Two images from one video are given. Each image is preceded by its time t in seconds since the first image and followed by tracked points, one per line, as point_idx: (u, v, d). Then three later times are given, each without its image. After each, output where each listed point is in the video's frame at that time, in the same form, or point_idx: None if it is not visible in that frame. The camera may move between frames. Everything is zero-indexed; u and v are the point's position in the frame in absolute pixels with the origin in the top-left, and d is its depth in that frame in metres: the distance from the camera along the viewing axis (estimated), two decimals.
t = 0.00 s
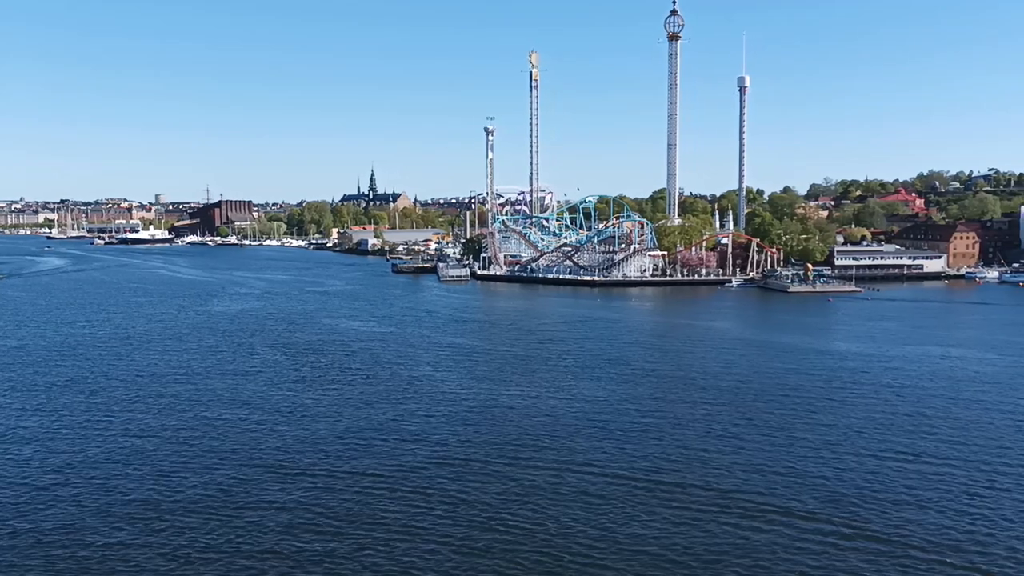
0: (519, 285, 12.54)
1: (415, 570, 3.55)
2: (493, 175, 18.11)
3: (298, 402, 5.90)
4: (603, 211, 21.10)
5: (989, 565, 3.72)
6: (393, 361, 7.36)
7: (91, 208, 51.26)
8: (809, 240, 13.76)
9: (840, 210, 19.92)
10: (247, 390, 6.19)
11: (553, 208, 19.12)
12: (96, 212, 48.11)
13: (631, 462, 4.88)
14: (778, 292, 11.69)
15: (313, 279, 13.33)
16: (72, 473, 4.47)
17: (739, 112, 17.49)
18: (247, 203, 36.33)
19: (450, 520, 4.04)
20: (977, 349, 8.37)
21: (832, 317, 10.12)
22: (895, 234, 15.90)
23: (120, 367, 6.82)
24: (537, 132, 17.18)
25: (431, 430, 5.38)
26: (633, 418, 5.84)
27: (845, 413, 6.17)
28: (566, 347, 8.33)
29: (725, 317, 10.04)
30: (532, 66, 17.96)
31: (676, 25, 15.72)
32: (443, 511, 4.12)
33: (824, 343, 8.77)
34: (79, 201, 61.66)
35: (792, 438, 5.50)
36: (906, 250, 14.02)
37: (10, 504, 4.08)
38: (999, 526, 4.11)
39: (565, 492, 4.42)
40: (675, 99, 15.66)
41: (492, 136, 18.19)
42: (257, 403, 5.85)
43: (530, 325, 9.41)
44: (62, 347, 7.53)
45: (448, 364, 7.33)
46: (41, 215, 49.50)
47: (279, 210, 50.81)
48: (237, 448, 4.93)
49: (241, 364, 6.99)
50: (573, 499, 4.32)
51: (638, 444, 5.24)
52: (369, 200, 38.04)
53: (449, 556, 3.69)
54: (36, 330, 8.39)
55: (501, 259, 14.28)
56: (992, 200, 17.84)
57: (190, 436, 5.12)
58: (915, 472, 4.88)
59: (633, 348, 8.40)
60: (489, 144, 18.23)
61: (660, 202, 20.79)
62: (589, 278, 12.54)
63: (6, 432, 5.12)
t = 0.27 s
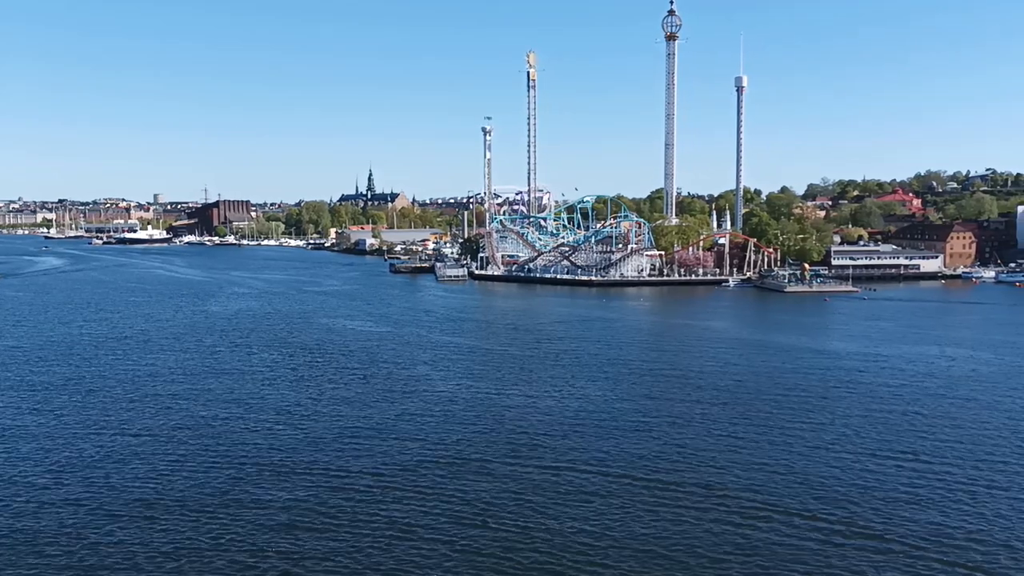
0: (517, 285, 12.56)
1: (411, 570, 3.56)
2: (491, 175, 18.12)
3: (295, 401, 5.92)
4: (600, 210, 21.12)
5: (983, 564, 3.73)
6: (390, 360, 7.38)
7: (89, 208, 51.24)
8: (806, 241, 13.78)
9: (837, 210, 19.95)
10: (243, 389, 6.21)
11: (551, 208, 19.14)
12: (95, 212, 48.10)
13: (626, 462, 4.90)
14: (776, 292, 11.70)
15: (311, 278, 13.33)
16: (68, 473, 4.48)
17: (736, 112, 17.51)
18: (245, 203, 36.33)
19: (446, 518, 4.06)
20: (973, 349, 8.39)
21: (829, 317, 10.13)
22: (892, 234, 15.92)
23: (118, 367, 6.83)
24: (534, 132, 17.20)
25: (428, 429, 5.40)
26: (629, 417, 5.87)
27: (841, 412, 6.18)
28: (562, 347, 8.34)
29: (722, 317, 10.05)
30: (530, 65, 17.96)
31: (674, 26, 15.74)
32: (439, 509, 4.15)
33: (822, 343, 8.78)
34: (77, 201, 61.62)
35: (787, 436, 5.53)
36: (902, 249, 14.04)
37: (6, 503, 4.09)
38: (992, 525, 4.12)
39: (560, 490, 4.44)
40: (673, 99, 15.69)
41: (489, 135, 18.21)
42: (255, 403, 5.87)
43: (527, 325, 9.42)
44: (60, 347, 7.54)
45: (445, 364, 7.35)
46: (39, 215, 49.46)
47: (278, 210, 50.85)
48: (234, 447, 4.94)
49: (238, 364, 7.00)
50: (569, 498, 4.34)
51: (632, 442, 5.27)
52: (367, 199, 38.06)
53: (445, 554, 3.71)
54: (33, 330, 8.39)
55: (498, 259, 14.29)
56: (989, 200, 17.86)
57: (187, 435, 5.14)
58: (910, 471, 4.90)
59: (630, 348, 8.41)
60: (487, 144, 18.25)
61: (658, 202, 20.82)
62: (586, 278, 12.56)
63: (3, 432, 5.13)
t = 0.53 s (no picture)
0: (515, 285, 12.55)
1: (406, 570, 3.55)
2: (489, 175, 18.13)
3: (293, 401, 5.92)
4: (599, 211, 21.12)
5: (980, 564, 3.73)
6: (388, 360, 7.38)
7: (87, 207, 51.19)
8: (804, 240, 13.78)
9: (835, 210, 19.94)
10: (241, 389, 6.21)
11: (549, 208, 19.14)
12: (93, 211, 48.06)
13: (624, 460, 4.91)
14: (774, 292, 11.70)
15: (309, 279, 13.33)
16: (63, 473, 4.47)
17: (735, 111, 17.51)
18: (244, 203, 36.30)
19: (443, 516, 4.07)
20: (970, 349, 8.39)
21: (827, 317, 10.13)
22: (890, 234, 15.92)
23: (116, 367, 6.83)
24: (533, 132, 17.20)
25: (425, 428, 5.41)
26: (626, 416, 5.87)
27: (838, 412, 6.18)
28: (560, 347, 8.34)
29: (720, 317, 10.05)
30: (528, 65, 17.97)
31: (672, 25, 15.75)
32: (436, 508, 4.16)
33: (820, 343, 8.78)
34: (76, 201, 61.58)
35: (784, 436, 5.54)
36: (900, 249, 14.05)
37: (1, 503, 4.08)
38: (989, 525, 4.12)
39: (557, 489, 4.44)
40: (671, 99, 15.69)
41: (488, 135, 18.21)
42: (252, 402, 5.87)
43: (525, 325, 9.41)
44: (58, 347, 7.54)
45: (443, 363, 7.35)
46: (37, 215, 49.43)
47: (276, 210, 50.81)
48: (231, 447, 4.95)
49: (236, 364, 7.00)
50: (566, 496, 4.35)
51: (630, 441, 5.28)
52: (366, 199, 38.04)
53: (442, 552, 3.71)
54: (31, 330, 8.38)
55: (496, 259, 14.30)
56: (987, 200, 17.87)
57: (185, 434, 5.14)
58: (906, 470, 4.91)
59: (628, 347, 8.40)
60: (485, 144, 18.24)
61: (656, 202, 20.82)
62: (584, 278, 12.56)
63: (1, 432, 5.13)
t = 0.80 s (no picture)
0: (513, 285, 12.56)
1: (404, 569, 3.56)
2: (487, 175, 18.13)
3: (291, 401, 5.93)
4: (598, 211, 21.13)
5: (977, 563, 3.73)
6: (385, 360, 7.38)
7: (86, 207, 51.17)
8: (803, 240, 13.79)
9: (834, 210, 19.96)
10: (239, 389, 6.21)
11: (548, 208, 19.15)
12: (92, 211, 48.05)
13: (621, 460, 4.92)
14: (772, 292, 11.70)
15: (308, 279, 13.33)
16: (62, 473, 4.48)
17: (733, 111, 17.50)
18: (243, 203, 36.29)
19: (441, 515, 4.07)
20: (968, 349, 8.39)
21: (825, 316, 10.13)
22: (889, 234, 15.93)
23: (114, 366, 6.83)
24: (531, 132, 17.21)
25: (423, 428, 5.41)
26: (624, 416, 5.88)
27: (836, 412, 6.18)
28: (558, 347, 8.34)
29: (718, 317, 10.05)
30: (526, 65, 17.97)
31: (670, 25, 15.76)
32: (433, 507, 4.16)
33: (818, 342, 8.78)
34: (75, 201, 61.54)
35: (781, 435, 5.55)
36: (898, 249, 14.06)
37: None
38: (986, 524, 4.13)
39: (554, 488, 4.45)
40: (669, 99, 15.70)
41: (486, 135, 18.21)
42: (251, 402, 5.88)
43: (523, 325, 9.41)
44: (56, 347, 7.54)
45: (440, 363, 7.36)
46: (36, 215, 49.40)
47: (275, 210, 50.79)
48: (229, 446, 4.95)
49: (234, 364, 7.01)
50: (563, 495, 4.36)
51: (627, 440, 5.29)
52: (365, 199, 38.04)
53: (440, 550, 3.72)
54: (29, 330, 8.38)
55: (495, 259, 14.31)
56: (986, 200, 17.88)
57: (183, 434, 5.15)
58: (903, 469, 4.92)
59: (626, 347, 8.40)
60: (484, 144, 18.26)
61: (655, 202, 20.82)
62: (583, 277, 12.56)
63: None
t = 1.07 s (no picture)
0: (512, 284, 12.57)
1: (403, 568, 3.56)
2: (486, 175, 18.14)
3: (289, 401, 5.94)
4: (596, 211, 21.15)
5: (976, 563, 3.74)
6: (384, 360, 7.40)
7: (85, 207, 51.16)
8: (801, 240, 13.79)
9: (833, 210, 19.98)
10: (238, 389, 6.22)
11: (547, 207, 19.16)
12: (92, 211, 48.06)
13: (619, 459, 4.93)
14: (771, 292, 11.71)
15: (307, 279, 13.34)
16: (61, 473, 4.49)
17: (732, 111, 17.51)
18: (242, 203, 36.30)
19: (439, 514, 4.08)
20: (966, 349, 8.40)
21: (824, 316, 10.14)
22: (887, 234, 15.95)
23: (114, 366, 6.83)
24: (530, 132, 17.22)
25: (421, 427, 5.43)
26: (622, 415, 5.89)
27: (834, 411, 6.19)
28: (556, 347, 8.35)
29: (717, 317, 10.05)
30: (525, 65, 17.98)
31: (668, 25, 15.77)
32: (431, 506, 4.18)
33: (817, 342, 8.78)
34: (74, 201, 61.52)
35: (778, 435, 5.56)
36: (896, 249, 14.07)
37: None
38: (984, 523, 4.13)
39: (552, 487, 4.46)
40: (668, 99, 15.71)
41: (485, 135, 18.22)
42: (250, 401, 5.89)
43: (522, 325, 9.42)
44: (55, 347, 7.54)
45: (438, 363, 7.37)
46: (35, 215, 49.39)
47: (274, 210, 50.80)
48: (228, 446, 4.96)
49: (233, 364, 7.02)
50: (561, 495, 4.37)
51: (625, 440, 5.30)
52: (364, 199, 38.05)
53: (438, 549, 3.74)
54: (29, 330, 8.38)
55: (494, 258, 14.32)
56: (984, 200, 17.90)
57: (183, 433, 5.16)
58: (900, 468, 4.93)
59: (624, 347, 8.41)
60: (483, 144, 18.27)
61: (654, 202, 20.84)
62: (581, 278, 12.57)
63: None
